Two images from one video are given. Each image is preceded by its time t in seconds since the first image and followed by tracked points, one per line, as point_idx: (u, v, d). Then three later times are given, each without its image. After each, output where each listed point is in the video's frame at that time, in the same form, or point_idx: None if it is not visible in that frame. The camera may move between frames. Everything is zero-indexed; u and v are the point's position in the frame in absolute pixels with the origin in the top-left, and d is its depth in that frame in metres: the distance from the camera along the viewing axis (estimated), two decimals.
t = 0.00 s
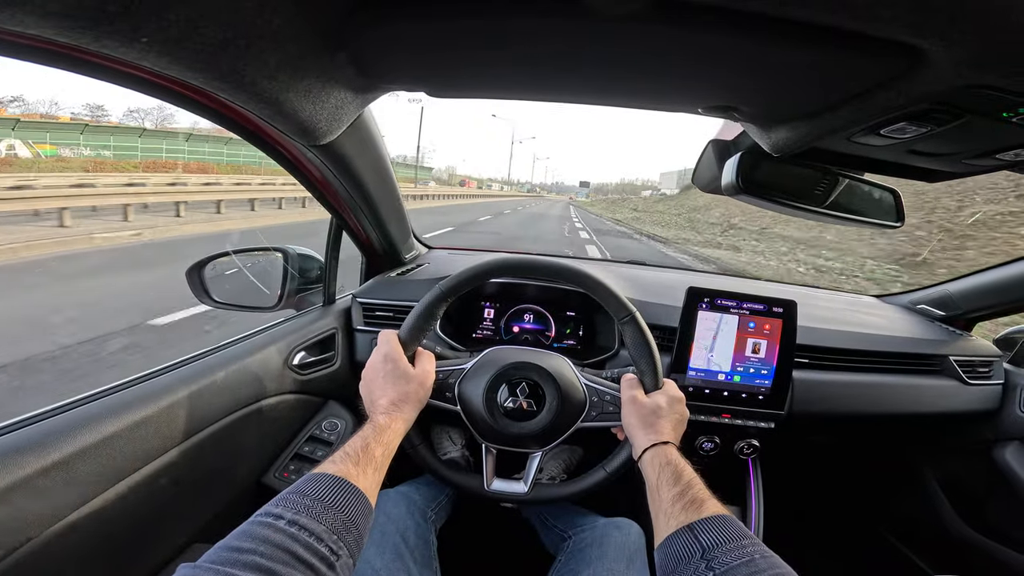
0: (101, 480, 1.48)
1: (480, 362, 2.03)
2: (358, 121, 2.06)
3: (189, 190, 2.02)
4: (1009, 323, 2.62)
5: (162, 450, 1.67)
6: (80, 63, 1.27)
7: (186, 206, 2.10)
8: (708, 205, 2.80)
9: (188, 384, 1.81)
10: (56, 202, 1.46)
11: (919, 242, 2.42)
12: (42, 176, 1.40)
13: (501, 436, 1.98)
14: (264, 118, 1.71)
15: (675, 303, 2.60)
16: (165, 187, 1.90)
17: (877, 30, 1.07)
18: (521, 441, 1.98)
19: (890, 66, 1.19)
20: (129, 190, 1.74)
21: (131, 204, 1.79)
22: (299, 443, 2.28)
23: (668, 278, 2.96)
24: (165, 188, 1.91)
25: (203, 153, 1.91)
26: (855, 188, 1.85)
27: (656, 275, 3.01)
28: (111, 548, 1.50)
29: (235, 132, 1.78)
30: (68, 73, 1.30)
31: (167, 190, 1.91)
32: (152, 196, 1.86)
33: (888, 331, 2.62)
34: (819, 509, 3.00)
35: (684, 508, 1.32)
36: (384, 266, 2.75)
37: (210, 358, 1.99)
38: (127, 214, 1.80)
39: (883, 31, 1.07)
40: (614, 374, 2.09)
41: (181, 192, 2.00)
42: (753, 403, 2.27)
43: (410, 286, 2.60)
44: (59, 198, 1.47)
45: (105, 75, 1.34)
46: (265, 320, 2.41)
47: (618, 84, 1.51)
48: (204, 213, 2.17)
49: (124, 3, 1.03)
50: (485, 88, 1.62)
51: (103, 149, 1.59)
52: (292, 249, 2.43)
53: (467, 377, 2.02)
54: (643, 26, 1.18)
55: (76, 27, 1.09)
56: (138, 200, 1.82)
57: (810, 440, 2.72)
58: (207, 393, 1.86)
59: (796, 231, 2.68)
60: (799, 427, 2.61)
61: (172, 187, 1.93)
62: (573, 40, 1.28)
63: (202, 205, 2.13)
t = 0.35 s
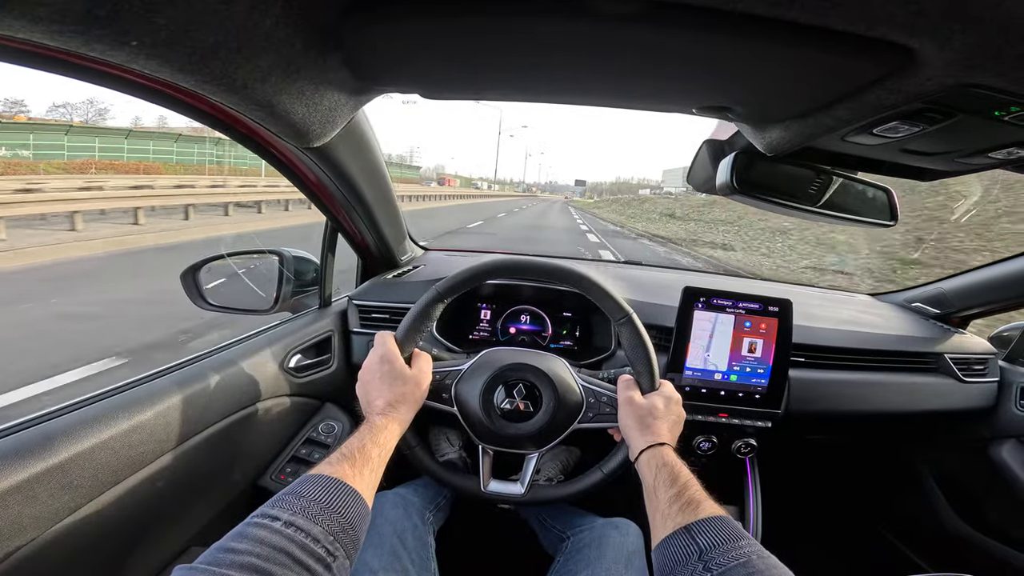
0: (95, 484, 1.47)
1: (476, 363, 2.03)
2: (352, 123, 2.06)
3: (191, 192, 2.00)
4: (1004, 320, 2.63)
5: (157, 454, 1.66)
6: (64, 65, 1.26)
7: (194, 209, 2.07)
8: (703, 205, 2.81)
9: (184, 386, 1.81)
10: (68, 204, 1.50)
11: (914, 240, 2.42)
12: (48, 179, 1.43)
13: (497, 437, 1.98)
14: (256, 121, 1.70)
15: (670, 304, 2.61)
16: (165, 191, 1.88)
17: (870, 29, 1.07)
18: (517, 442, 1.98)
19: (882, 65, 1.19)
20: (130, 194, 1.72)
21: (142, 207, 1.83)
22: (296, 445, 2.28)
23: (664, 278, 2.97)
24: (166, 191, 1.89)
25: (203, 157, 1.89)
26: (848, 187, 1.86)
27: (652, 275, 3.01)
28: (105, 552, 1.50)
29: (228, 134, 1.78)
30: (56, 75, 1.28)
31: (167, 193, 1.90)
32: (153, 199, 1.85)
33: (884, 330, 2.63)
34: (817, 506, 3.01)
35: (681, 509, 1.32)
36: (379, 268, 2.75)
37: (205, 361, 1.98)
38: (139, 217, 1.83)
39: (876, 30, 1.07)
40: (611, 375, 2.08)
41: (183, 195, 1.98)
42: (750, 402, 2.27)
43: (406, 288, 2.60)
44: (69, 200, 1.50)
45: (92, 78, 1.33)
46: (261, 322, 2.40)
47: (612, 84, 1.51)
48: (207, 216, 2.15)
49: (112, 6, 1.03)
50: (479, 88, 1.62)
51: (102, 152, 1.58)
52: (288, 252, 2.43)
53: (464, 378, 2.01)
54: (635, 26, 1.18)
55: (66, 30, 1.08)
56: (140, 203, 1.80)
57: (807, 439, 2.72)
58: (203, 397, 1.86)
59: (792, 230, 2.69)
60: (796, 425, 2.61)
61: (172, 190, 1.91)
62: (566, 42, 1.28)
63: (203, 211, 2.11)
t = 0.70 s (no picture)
0: (72, 488, 1.44)
1: (467, 363, 2.00)
2: (337, 121, 2.04)
3: (186, 195, 1.98)
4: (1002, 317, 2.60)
5: (137, 458, 1.63)
6: (26, 62, 1.23)
7: (193, 211, 2.08)
8: (698, 203, 2.79)
9: (167, 389, 1.78)
10: (66, 206, 1.49)
11: (910, 236, 2.40)
12: (42, 182, 1.41)
13: (487, 438, 1.95)
14: (235, 119, 1.68)
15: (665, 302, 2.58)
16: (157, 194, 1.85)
17: (856, 15, 1.04)
18: (506, 443, 1.95)
19: (870, 52, 1.17)
20: (120, 196, 1.70)
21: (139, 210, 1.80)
22: (284, 448, 2.25)
23: (660, 276, 2.94)
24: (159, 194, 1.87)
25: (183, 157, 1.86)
26: (842, 181, 1.83)
27: (647, 273, 2.99)
28: (81, 557, 1.47)
29: (208, 133, 1.76)
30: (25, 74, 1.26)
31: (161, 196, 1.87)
32: (147, 201, 1.82)
33: (880, 327, 2.60)
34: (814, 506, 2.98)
35: (673, 516, 1.28)
36: (370, 268, 2.72)
37: (191, 363, 1.95)
38: (137, 220, 1.81)
39: (862, 15, 1.04)
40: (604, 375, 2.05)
41: (176, 196, 1.95)
42: (745, 402, 2.24)
43: (397, 288, 2.57)
44: (67, 203, 1.49)
45: (58, 75, 1.30)
46: (249, 324, 2.37)
47: (599, 76, 1.48)
48: (201, 218, 2.13)
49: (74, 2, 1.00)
50: (466, 83, 1.59)
51: (84, 154, 1.57)
52: (277, 253, 2.39)
53: (453, 378, 1.98)
54: (617, 13, 1.16)
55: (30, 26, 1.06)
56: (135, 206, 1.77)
57: (803, 439, 2.69)
58: (188, 400, 1.82)
59: (787, 227, 2.67)
60: (793, 425, 2.58)
61: (165, 192, 1.89)
62: (550, 32, 1.26)
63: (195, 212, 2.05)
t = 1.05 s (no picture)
0: (67, 492, 1.44)
1: (464, 365, 1.99)
2: (333, 124, 2.03)
3: (178, 197, 1.97)
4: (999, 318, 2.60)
5: (132, 462, 1.62)
6: (12, 64, 1.22)
7: (189, 215, 2.07)
8: (695, 205, 2.79)
9: (163, 392, 1.77)
10: (53, 213, 1.48)
11: (906, 237, 2.40)
12: (28, 188, 1.40)
13: (484, 441, 1.94)
14: (228, 122, 1.68)
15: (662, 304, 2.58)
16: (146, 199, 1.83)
17: (849, 16, 1.05)
18: (503, 446, 1.94)
19: (864, 53, 1.17)
20: (112, 201, 1.68)
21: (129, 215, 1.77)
22: (281, 451, 2.24)
23: (657, 278, 2.94)
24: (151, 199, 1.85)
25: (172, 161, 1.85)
26: (838, 183, 1.83)
27: (644, 275, 2.99)
28: (76, 562, 1.46)
29: (203, 135, 1.76)
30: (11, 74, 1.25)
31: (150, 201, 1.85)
32: (141, 206, 1.80)
33: (877, 329, 2.60)
34: (812, 508, 2.98)
35: (669, 521, 1.28)
36: (367, 271, 2.72)
37: (188, 366, 1.95)
38: (128, 226, 1.79)
39: (855, 16, 1.04)
40: (601, 378, 2.05)
41: (167, 200, 1.93)
42: (742, 404, 2.24)
43: (394, 291, 2.57)
44: (56, 208, 1.49)
45: (46, 77, 1.29)
46: (246, 327, 2.36)
47: (594, 78, 1.48)
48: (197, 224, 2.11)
49: (62, 6, 1.00)
50: (462, 85, 1.59)
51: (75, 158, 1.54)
52: (274, 256, 2.40)
53: (450, 380, 1.98)
54: (611, 16, 1.16)
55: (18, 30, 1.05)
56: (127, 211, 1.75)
57: (801, 440, 2.69)
58: (183, 403, 1.82)
59: (784, 228, 2.67)
60: (791, 427, 2.57)
61: (156, 196, 1.87)
62: (545, 34, 1.26)
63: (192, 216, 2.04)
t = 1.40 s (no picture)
0: (65, 493, 1.44)
1: (463, 367, 1.99)
2: (332, 125, 2.04)
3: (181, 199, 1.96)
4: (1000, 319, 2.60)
5: (131, 462, 1.62)
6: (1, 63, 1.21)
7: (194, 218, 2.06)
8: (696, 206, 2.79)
9: (160, 393, 1.77)
10: (56, 215, 1.48)
11: (907, 238, 2.40)
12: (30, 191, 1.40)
13: (482, 442, 1.94)
14: (226, 122, 1.68)
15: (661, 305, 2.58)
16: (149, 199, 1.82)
17: (846, 15, 1.04)
18: (502, 448, 1.94)
19: (862, 53, 1.17)
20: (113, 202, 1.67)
21: (110, 220, 1.69)
22: (280, 452, 2.24)
23: (658, 279, 2.94)
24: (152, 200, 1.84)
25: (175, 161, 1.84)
26: (837, 184, 1.83)
27: (644, 276, 2.99)
28: (72, 562, 1.46)
29: (201, 136, 1.75)
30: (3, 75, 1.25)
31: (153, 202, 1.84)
32: (142, 208, 1.79)
33: (877, 331, 2.59)
34: (814, 510, 2.97)
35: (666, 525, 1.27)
36: (367, 272, 2.72)
37: (186, 367, 1.94)
38: (104, 233, 1.69)
39: (851, 15, 1.04)
40: (601, 379, 2.04)
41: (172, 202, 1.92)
42: (742, 405, 2.24)
43: (394, 292, 2.57)
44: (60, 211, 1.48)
45: (45, 78, 1.30)
46: (245, 328, 2.36)
47: (592, 78, 1.48)
48: (201, 226, 2.11)
49: (56, 7, 1.00)
50: (462, 87, 1.60)
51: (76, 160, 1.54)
52: (273, 257, 2.40)
53: (449, 381, 1.97)
54: (609, 16, 1.16)
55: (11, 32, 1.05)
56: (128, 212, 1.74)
57: (802, 442, 2.69)
58: (182, 405, 1.82)
59: (784, 229, 2.67)
60: (791, 429, 2.56)
61: (158, 197, 1.86)
62: (543, 34, 1.25)
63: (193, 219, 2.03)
